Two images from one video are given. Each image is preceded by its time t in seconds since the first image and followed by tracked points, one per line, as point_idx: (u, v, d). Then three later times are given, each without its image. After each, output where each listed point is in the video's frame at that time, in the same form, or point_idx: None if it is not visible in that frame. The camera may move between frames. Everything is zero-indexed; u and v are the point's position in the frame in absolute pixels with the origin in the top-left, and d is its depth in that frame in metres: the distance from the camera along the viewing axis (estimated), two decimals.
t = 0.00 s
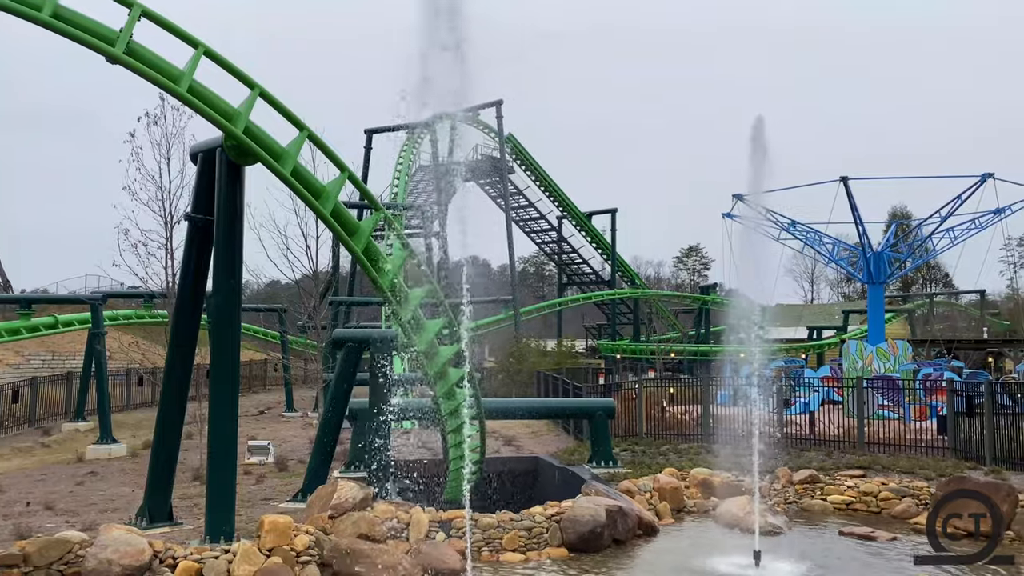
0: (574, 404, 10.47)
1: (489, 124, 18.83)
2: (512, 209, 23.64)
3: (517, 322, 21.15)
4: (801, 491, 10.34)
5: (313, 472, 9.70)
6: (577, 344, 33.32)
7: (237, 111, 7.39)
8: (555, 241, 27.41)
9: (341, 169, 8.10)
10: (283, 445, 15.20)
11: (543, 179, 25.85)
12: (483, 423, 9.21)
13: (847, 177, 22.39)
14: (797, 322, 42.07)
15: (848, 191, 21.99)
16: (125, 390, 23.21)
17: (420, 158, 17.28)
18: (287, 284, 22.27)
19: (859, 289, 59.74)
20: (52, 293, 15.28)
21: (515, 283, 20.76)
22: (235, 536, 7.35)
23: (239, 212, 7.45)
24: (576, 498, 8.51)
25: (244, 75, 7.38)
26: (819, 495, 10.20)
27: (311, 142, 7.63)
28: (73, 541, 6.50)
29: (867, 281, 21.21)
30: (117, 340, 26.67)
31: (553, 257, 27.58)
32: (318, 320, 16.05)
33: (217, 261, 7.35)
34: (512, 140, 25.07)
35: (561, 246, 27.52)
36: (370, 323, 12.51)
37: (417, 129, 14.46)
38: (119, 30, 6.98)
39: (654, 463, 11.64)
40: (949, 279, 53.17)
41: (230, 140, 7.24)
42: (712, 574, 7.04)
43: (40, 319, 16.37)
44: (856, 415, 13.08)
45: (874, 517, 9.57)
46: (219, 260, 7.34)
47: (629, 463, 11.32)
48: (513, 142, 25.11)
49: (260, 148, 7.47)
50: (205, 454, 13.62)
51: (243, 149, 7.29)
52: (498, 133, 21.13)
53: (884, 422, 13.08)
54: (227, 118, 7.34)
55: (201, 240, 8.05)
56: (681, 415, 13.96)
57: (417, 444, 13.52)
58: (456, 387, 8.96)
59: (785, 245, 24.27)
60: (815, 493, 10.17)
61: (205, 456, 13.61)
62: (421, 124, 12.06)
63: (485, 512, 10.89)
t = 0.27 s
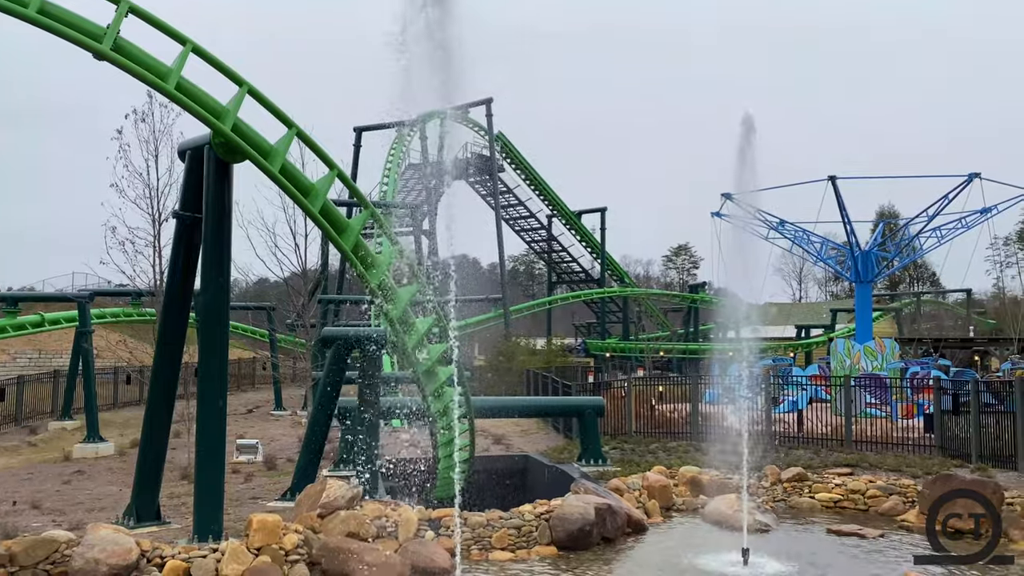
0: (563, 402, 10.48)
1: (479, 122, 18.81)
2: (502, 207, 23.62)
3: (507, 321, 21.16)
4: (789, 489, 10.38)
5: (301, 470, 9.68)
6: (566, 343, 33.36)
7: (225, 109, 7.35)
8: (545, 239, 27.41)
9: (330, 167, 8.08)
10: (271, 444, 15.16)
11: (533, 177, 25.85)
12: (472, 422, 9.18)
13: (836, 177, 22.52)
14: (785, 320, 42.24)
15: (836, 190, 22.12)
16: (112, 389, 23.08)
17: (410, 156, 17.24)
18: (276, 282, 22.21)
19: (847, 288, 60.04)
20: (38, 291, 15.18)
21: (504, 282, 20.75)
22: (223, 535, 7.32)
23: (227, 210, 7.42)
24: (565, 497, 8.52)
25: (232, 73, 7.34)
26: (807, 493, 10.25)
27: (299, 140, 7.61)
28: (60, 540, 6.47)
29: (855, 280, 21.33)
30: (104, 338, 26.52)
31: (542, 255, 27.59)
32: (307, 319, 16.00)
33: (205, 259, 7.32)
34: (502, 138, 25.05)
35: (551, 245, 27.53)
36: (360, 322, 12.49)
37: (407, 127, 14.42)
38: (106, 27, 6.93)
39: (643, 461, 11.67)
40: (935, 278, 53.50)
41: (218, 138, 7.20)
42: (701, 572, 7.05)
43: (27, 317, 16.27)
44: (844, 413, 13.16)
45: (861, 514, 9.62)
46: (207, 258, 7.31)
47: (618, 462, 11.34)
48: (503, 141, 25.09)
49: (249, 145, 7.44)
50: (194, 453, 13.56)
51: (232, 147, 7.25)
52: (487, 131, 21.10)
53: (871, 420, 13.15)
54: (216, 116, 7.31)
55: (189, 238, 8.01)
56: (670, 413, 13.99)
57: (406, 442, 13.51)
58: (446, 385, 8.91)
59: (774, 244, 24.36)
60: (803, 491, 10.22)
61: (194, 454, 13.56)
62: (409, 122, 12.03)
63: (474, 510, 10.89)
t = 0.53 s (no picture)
0: (553, 401, 10.48)
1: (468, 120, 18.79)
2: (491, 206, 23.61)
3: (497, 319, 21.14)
4: (778, 487, 10.43)
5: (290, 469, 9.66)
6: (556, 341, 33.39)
7: (214, 106, 7.32)
8: (535, 238, 27.42)
9: (320, 165, 8.06)
10: (260, 443, 15.11)
11: (523, 176, 25.84)
12: (462, 420, 9.19)
13: (824, 176, 22.61)
14: (774, 319, 42.39)
15: (825, 189, 22.22)
16: (100, 388, 22.95)
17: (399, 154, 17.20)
18: (265, 281, 22.12)
19: (836, 287, 60.29)
20: (24, 289, 15.07)
21: (494, 280, 20.74)
22: (212, 534, 7.30)
23: (216, 208, 7.39)
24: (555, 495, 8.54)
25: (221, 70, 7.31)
26: (796, 491, 10.29)
27: (288, 137, 7.58)
28: (47, 540, 6.44)
29: (843, 279, 21.41)
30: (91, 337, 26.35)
31: (532, 254, 27.59)
32: (296, 317, 15.95)
33: (194, 257, 7.28)
34: (492, 136, 25.03)
35: (541, 243, 27.53)
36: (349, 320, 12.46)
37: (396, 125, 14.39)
38: (94, 23, 6.88)
39: (632, 459, 11.69)
40: (923, 277, 53.79)
41: (207, 136, 7.17)
42: (691, 570, 7.07)
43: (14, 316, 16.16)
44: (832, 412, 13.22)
45: (850, 512, 9.68)
46: (196, 256, 7.28)
47: (608, 460, 11.35)
48: (493, 139, 25.08)
49: (238, 143, 7.41)
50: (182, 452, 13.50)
51: (221, 144, 7.22)
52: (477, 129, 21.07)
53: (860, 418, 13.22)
54: (204, 113, 7.27)
55: (178, 236, 7.98)
56: (660, 411, 14.02)
57: (396, 441, 13.49)
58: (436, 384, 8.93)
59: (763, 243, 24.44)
60: (792, 489, 10.26)
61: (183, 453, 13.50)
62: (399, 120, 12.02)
63: (464, 509, 10.88)
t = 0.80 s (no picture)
0: (543, 399, 10.48)
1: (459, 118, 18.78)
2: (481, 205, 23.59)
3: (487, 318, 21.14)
4: (766, 485, 10.46)
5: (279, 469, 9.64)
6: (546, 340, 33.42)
7: (203, 104, 7.29)
8: (525, 237, 27.42)
9: (309, 164, 8.04)
10: (249, 441, 15.06)
11: (513, 175, 25.83)
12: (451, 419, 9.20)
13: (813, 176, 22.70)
14: (763, 318, 42.54)
15: (814, 189, 22.31)
16: (87, 387, 22.82)
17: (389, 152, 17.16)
18: (254, 279, 22.05)
19: (824, 287, 60.54)
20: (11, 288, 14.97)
21: (484, 279, 20.73)
22: (200, 533, 7.27)
23: (205, 206, 7.36)
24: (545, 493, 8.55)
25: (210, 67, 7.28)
26: (784, 489, 10.34)
27: (277, 135, 7.56)
28: (33, 540, 6.40)
29: (831, 278, 21.51)
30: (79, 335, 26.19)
31: (522, 253, 27.59)
32: (286, 316, 15.90)
33: (182, 255, 7.25)
34: (482, 135, 25.02)
35: (531, 242, 27.54)
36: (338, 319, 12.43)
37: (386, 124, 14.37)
38: (82, 20, 6.84)
39: (622, 457, 11.71)
40: (911, 276, 54.07)
41: (196, 133, 7.14)
42: (681, 569, 7.09)
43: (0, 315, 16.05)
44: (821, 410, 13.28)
45: (838, 510, 9.73)
46: (184, 254, 7.25)
47: (597, 459, 11.36)
48: (483, 138, 25.06)
49: (227, 141, 7.38)
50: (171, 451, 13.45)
51: (210, 142, 7.19)
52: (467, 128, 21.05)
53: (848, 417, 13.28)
54: (193, 111, 7.24)
55: (166, 234, 7.94)
56: (649, 410, 14.05)
57: (385, 439, 13.48)
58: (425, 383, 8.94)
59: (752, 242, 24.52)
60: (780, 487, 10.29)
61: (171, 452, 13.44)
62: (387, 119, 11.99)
63: (454, 508, 10.87)
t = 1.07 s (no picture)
0: (533, 398, 10.48)
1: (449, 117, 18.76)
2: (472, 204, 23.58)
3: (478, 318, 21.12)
4: (756, 484, 10.50)
5: (269, 468, 9.61)
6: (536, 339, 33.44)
7: (192, 102, 7.25)
8: (515, 236, 27.42)
9: (299, 162, 8.02)
10: (239, 441, 15.01)
11: (503, 174, 25.84)
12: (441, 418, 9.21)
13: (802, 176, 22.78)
14: (753, 318, 42.68)
15: (803, 189, 22.40)
16: (75, 386, 22.70)
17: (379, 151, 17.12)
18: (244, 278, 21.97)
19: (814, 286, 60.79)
20: None
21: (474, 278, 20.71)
22: (189, 533, 7.24)
23: (194, 205, 7.32)
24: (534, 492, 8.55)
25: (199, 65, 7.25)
26: (773, 488, 10.38)
27: (267, 133, 7.53)
28: (20, 540, 6.36)
29: (821, 278, 21.60)
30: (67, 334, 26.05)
31: (513, 252, 27.59)
32: (275, 315, 15.85)
33: (171, 253, 7.22)
34: (472, 134, 25.01)
35: (522, 241, 27.55)
36: (327, 318, 12.40)
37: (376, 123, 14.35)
38: (69, 17, 6.80)
39: (611, 456, 11.71)
40: (899, 275, 54.32)
41: (185, 132, 7.11)
42: (671, 567, 7.11)
43: None
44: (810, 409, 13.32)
45: (827, 508, 9.77)
46: (173, 253, 7.21)
47: (587, 458, 11.37)
48: (473, 137, 25.05)
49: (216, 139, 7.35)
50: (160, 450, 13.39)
51: (199, 140, 7.16)
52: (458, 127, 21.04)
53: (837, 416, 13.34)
54: (182, 109, 7.21)
55: (155, 232, 7.91)
56: (639, 408, 14.07)
57: (375, 438, 13.46)
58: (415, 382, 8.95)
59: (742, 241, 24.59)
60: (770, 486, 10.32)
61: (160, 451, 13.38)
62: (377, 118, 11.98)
63: (444, 506, 10.85)
